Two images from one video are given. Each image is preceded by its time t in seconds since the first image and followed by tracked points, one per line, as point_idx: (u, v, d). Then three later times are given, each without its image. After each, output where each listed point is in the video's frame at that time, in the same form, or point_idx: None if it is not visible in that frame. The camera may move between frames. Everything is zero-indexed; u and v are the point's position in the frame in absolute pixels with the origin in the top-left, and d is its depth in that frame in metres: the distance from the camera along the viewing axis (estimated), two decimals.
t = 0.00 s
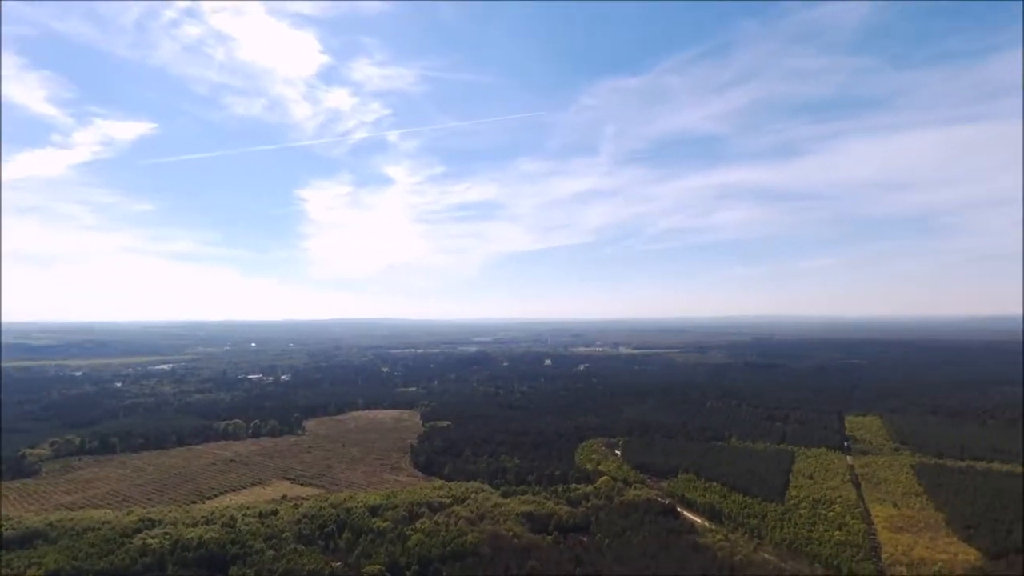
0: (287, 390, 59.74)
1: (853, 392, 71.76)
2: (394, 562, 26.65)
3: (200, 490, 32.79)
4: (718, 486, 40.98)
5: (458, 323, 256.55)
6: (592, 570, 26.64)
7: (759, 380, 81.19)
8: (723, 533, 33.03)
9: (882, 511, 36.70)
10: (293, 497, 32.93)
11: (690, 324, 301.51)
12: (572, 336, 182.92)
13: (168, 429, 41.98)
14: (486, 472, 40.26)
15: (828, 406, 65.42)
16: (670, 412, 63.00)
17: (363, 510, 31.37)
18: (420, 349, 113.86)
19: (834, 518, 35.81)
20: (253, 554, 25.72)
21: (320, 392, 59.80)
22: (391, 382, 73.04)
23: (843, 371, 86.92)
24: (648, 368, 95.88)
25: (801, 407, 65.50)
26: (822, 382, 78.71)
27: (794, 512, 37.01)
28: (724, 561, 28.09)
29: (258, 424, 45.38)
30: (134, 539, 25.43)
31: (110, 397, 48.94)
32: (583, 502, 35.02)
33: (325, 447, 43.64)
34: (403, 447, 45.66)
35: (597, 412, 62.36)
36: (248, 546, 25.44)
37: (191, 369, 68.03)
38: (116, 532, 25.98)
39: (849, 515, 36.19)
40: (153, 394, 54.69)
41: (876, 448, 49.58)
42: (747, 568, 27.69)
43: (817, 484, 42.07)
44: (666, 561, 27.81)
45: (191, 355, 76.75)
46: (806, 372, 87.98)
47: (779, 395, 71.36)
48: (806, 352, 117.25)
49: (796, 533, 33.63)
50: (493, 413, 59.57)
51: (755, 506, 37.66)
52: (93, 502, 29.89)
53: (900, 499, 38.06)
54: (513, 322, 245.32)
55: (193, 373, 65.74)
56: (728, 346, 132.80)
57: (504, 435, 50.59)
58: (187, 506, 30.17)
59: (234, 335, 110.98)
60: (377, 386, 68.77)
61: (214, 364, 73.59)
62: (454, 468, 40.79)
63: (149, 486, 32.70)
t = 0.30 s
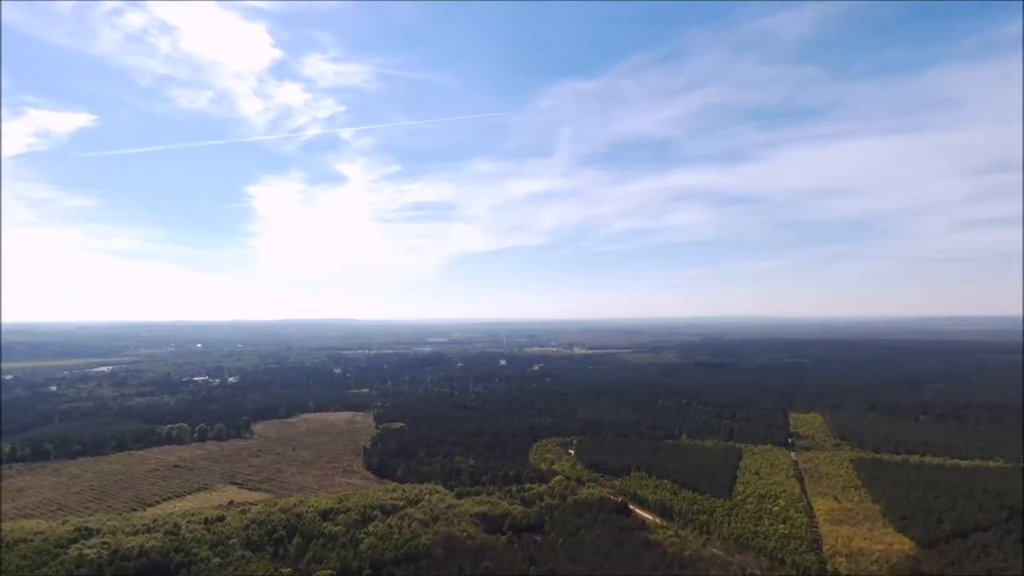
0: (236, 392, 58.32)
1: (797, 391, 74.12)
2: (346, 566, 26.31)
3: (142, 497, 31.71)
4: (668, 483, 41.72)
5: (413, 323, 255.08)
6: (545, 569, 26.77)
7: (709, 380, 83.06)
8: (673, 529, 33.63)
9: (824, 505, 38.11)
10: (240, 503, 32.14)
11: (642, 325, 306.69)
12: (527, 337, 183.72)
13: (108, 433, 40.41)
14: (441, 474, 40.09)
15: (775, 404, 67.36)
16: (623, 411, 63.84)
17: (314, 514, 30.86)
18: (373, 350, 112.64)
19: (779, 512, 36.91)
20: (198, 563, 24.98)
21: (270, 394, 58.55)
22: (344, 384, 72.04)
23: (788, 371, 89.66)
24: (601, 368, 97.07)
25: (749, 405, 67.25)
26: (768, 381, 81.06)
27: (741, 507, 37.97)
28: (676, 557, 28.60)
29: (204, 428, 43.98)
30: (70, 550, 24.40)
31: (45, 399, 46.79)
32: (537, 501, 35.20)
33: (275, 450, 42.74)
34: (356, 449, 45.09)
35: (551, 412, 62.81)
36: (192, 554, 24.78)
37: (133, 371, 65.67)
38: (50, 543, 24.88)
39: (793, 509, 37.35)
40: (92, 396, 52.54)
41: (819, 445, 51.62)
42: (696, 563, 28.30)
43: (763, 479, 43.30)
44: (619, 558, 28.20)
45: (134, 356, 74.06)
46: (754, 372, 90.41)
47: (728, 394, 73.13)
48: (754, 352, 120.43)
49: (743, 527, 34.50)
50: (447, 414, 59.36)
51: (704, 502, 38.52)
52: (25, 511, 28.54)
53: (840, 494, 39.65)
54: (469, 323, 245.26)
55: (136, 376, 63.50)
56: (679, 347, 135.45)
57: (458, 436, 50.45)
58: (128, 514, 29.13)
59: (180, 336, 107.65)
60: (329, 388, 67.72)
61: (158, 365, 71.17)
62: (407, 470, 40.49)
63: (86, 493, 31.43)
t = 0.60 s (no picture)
0: (186, 395, 56.76)
1: (750, 389, 75.92)
2: (301, 570, 25.94)
3: (86, 504, 30.63)
4: (625, 481, 42.24)
5: (370, 323, 252.53)
6: (504, 569, 26.83)
7: (666, 379, 84.38)
8: (630, 526, 34.06)
9: (775, 500, 39.16)
10: (191, 509, 31.36)
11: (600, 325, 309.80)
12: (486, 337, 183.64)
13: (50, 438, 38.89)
14: (399, 475, 39.81)
15: (729, 403, 68.83)
16: (581, 411, 64.34)
17: (269, 518, 30.31)
18: (330, 350, 111.11)
19: (732, 508, 37.74)
20: (146, 571, 24.29)
21: (223, 396, 57.14)
22: (299, 385, 70.87)
23: (741, 370, 91.74)
24: (560, 368, 97.73)
25: (704, 403, 68.57)
26: (722, 379, 82.85)
27: (696, 503, 38.67)
28: (633, 553, 28.98)
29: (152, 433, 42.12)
30: (7, 561, 23.45)
31: None
32: (496, 502, 35.23)
33: (228, 454, 41.78)
34: (312, 451, 44.42)
35: (510, 412, 62.95)
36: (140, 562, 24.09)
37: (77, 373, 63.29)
38: None
39: (745, 505, 38.25)
40: (32, 400, 50.47)
41: (771, 442, 53.05)
42: (652, 559, 28.75)
43: (717, 476, 44.22)
44: (577, 556, 28.46)
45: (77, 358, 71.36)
46: (708, 371, 92.24)
47: (684, 392, 74.42)
48: (709, 351, 122.84)
49: (697, 523, 35.17)
50: (406, 415, 58.93)
51: (660, 499, 39.13)
52: None
53: (790, 489, 40.81)
54: (428, 323, 244.49)
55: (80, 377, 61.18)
56: (636, 346, 137.31)
57: (417, 437, 50.14)
58: (71, 522, 28.12)
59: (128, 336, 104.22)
60: (284, 390, 66.49)
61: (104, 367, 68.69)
62: (365, 472, 40.08)
63: (26, 501, 30.20)
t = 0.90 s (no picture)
0: (133, 398, 54.93)
1: (705, 388, 77.38)
2: None
3: (24, 512, 29.38)
4: (584, 480, 42.53)
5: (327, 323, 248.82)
6: (463, 570, 26.76)
7: (623, 378, 85.36)
8: (588, 525, 34.30)
9: (728, 496, 39.98)
10: (138, 516, 30.40)
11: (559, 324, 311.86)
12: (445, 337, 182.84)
13: None
14: (356, 478, 39.30)
15: (684, 401, 70.00)
16: (540, 410, 64.57)
17: (221, 524, 29.60)
18: (286, 351, 109.07)
19: (688, 504, 38.38)
20: None
21: (172, 399, 55.47)
22: (253, 387, 69.36)
23: (696, 369, 93.54)
24: (519, 368, 97.99)
25: (661, 402, 69.60)
26: (677, 378, 84.32)
27: (652, 500, 39.19)
28: (591, 551, 29.23)
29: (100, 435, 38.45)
30: None
31: None
32: (455, 502, 35.08)
33: (177, 459, 40.59)
34: (266, 455, 43.50)
35: (469, 412, 62.79)
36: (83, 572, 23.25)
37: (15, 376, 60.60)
38: None
39: (700, 501, 38.94)
40: None
41: (724, 439, 54.31)
42: (610, 556, 29.04)
43: (673, 473, 44.92)
44: (535, 555, 28.56)
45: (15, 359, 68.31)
46: (665, 370, 93.70)
47: (641, 392, 75.40)
48: (666, 351, 124.82)
49: (653, 520, 35.64)
50: (363, 416, 58.21)
51: (617, 497, 39.53)
52: None
53: (743, 485, 41.71)
54: (387, 323, 242.29)
55: (18, 380, 58.58)
56: (594, 346, 138.71)
57: (375, 438, 49.59)
58: (9, 532, 26.97)
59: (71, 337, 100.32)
60: (237, 392, 64.96)
61: (44, 368, 65.90)
62: (321, 474, 39.43)
63: None
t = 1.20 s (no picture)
0: (76, 401, 52.98)
1: (661, 387, 78.65)
2: None
3: None
4: (542, 479, 42.67)
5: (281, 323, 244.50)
6: (421, 572, 26.59)
7: (581, 378, 86.14)
8: (547, 524, 34.43)
9: (683, 493, 40.66)
10: (81, 524, 29.32)
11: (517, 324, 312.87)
12: (403, 338, 181.53)
13: None
14: (312, 481, 38.66)
15: (640, 400, 71.02)
16: (498, 410, 64.66)
17: (169, 531, 28.76)
18: (239, 352, 106.73)
19: (644, 501, 38.89)
20: None
21: (118, 402, 53.55)
22: (204, 390, 67.65)
23: (652, 368, 95.03)
24: (477, 368, 98.03)
25: (618, 401, 70.48)
26: (634, 378, 85.54)
27: (609, 498, 39.56)
28: (549, 550, 29.36)
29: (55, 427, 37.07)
30: None
31: None
32: (413, 504, 34.80)
33: (123, 465, 39.26)
34: (217, 459, 42.43)
35: (427, 413, 62.46)
36: None
37: None
38: None
39: (656, 498, 39.52)
40: None
41: (680, 437, 55.25)
42: (568, 554, 29.22)
43: (629, 471, 45.44)
44: (493, 556, 28.54)
45: None
46: (621, 369, 94.90)
47: (598, 391, 76.18)
48: (622, 351, 126.46)
49: (611, 518, 35.99)
50: (319, 418, 57.33)
51: (575, 495, 39.80)
52: None
53: (697, 482, 42.54)
54: (343, 324, 239.21)
55: None
56: (552, 346, 139.56)
57: (331, 441, 48.90)
58: None
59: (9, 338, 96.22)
60: (187, 394, 63.25)
61: None
62: (275, 478, 38.64)
63: None
